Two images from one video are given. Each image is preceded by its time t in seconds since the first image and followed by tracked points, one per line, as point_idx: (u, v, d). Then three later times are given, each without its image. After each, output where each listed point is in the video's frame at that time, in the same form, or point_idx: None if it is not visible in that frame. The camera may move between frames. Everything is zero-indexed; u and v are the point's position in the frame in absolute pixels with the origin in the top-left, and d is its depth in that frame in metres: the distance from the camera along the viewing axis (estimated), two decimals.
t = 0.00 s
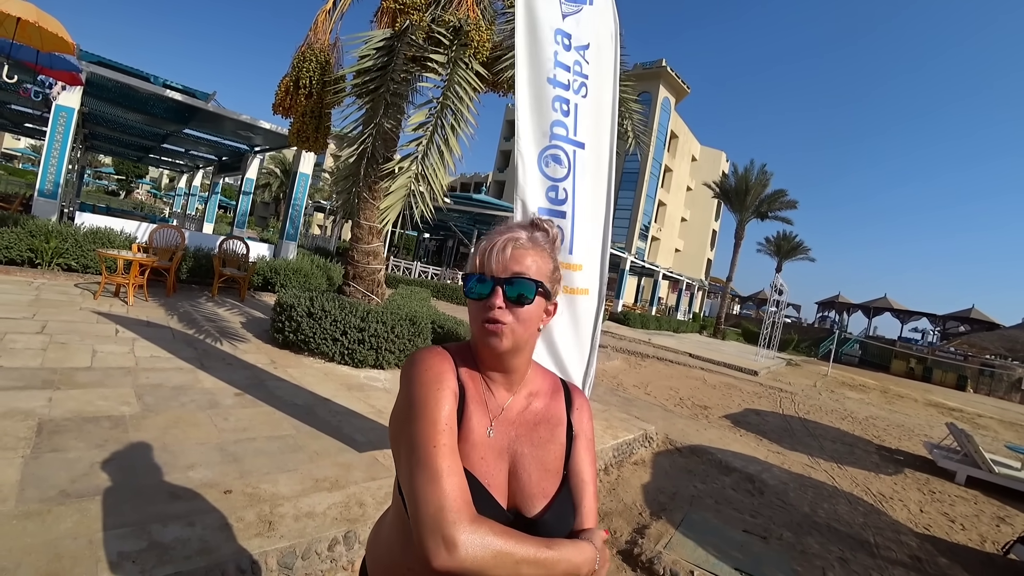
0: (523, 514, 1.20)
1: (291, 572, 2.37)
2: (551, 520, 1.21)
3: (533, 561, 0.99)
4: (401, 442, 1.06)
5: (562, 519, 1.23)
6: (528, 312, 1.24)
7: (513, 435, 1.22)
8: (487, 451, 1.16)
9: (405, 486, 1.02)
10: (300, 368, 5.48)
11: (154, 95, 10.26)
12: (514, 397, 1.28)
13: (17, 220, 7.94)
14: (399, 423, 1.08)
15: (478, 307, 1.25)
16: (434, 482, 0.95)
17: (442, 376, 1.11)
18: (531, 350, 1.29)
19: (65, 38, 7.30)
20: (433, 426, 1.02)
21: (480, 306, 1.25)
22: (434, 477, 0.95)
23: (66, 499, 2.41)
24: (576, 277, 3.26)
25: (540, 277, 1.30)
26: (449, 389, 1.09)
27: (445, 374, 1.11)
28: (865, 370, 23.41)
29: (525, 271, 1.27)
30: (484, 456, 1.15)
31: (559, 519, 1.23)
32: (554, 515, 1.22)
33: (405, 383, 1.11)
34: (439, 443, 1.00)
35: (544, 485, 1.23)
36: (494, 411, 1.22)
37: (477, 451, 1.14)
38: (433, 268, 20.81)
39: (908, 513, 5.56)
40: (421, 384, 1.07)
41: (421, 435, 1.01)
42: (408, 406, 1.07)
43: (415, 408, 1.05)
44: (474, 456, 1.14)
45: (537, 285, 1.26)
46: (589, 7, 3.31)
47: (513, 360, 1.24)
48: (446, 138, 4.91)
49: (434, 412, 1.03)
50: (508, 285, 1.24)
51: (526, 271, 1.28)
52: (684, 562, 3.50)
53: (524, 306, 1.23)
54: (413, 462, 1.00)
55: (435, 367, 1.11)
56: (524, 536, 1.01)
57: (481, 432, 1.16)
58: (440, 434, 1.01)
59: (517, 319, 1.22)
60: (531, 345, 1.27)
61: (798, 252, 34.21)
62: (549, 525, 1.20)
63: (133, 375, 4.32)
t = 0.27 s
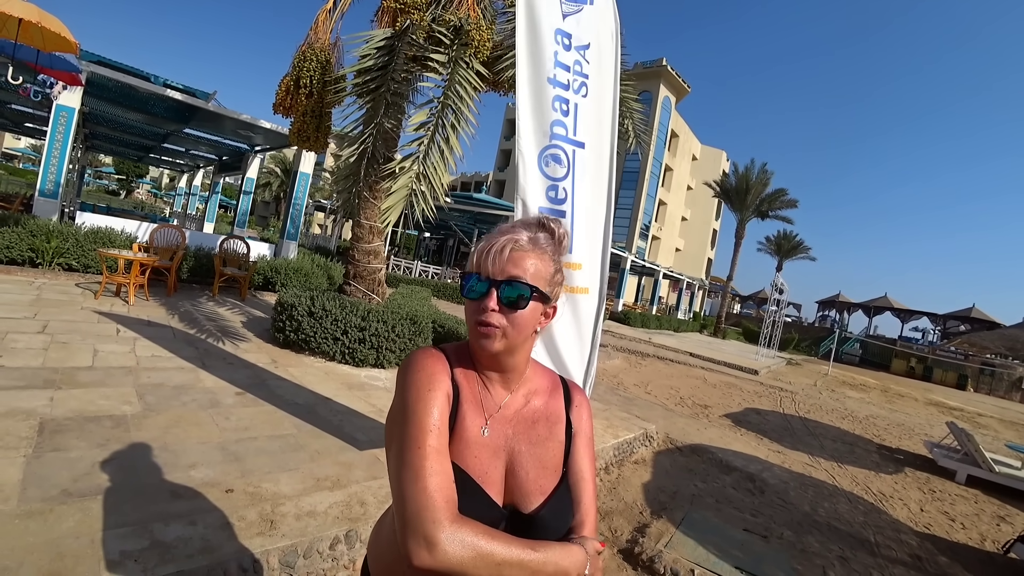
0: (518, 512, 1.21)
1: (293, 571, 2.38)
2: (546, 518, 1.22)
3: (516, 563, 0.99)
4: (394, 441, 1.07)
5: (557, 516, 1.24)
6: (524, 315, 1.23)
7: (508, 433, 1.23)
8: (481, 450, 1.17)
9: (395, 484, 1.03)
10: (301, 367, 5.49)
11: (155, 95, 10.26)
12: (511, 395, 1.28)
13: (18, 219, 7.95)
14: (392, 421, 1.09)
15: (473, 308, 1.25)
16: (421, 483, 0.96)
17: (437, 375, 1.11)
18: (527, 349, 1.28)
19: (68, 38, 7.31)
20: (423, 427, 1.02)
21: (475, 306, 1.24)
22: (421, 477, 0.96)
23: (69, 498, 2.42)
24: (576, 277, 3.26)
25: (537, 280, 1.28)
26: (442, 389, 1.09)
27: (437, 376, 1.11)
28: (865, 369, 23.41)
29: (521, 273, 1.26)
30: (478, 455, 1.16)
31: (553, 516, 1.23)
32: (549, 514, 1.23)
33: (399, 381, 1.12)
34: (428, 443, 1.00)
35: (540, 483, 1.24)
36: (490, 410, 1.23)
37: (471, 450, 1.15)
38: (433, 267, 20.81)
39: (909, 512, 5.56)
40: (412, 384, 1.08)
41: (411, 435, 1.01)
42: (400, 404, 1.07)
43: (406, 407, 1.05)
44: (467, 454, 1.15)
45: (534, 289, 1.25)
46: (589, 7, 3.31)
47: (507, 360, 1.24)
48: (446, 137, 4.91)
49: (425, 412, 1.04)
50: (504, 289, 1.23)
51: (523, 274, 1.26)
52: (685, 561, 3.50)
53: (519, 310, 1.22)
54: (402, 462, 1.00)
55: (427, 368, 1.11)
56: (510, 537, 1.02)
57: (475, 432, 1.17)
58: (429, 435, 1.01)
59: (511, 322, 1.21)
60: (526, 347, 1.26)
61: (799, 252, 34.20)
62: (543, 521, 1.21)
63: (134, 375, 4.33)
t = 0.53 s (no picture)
0: (520, 505, 1.21)
1: (296, 569, 2.38)
2: (546, 510, 1.22)
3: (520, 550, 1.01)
4: (395, 437, 1.06)
5: (558, 508, 1.25)
6: (517, 316, 1.21)
7: (508, 428, 1.23)
8: (482, 445, 1.17)
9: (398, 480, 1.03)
10: (302, 367, 5.49)
11: (153, 96, 10.24)
12: (509, 390, 1.27)
13: (17, 222, 7.95)
14: (392, 417, 1.09)
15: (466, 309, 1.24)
16: (426, 478, 0.96)
17: (435, 373, 1.10)
18: (523, 347, 1.27)
19: (64, 39, 7.30)
20: (426, 423, 1.02)
21: (468, 306, 1.23)
22: (426, 473, 0.97)
23: (72, 499, 2.42)
24: (576, 273, 3.26)
25: (529, 281, 1.26)
26: (442, 385, 1.09)
27: (436, 373, 1.10)
28: (867, 364, 23.41)
29: (513, 273, 1.23)
30: (479, 450, 1.16)
31: (554, 508, 1.24)
32: (550, 506, 1.23)
33: (397, 378, 1.11)
34: (431, 440, 1.00)
35: (540, 476, 1.24)
36: (490, 405, 1.22)
37: (472, 445, 1.15)
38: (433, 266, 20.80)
39: (911, 506, 5.57)
40: (411, 381, 1.07)
41: (413, 431, 1.01)
42: (400, 401, 1.07)
43: (407, 404, 1.04)
44: (469, 449, 1.14)
45: (525, 290, 1.23)
46: (586, 3, 3.30)
47: (504, 357, 1.23)
48: (445, 135, 4.90)
49: (426, 408, 1.03)
50: (495, 290, 1.21)
51: (514, 275, 1.24)
52: (688, 556, 3.51)
53: (509, 313, 1.20)
54: (405, 458, 1.01)
55: (426, 366, 1.10)
56: (512, 528, 1.03)
57: (476, 427, 1.17)
58: (432, 432, 1.01)
59: (505, 322, 1.20)
60: (522, 346, 1.25)
61: (799, 247, 34.16)
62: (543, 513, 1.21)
63: (136, 376, 4.33)
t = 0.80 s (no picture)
0: (524, 503, 1.21)
1: (301, 570, 2.39)
2: (551, 507, 1.22)
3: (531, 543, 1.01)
4: (400, 439, 1.06)
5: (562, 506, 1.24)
6: (517, 317, 1.20)
7: (510, 426, 1.23)
8: (486, 444, 1.17)
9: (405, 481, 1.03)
10: (306, 368, 5.50)
11: (153, 99, 10.25)
12: (511, 388, 1.27)
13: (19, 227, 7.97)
14: (395, 420, 1.08)
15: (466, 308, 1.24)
16: (434, 479, 0.96)
17: (437, 373, 1.10)
18: (525, 346, 1.26)
19: (60, 45, 7.29)
20: (430, 424, 1.01)
21: (469, 306, 1.22)
22: (434, 474, 0.97)
23: (78, 502, 2.43)
24: (577, 271, 3.26)
25: (530, 283, 1.24)
26: (444, 385, 1.08)
27: (437, 374, 1.10)
28: (870, 359, 23.34)
29: (514, 275, 1.22)
30: (483, 449, 1.16)
31: (559, 506, 1.23)
32: (554, 503, 1.22)
33: (397, 381, 1.10)
34: (437, 440, 1.00)
35: (544, 474, 1.24)
36: (492, 405, 1.22)
37: (477, 445, 1.15)
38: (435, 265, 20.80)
39: (916, 500, 5.55)
40: (413, 383, 1.07)
41: (418, 433, 1.01)
42: (402, 403, 1.06)
43: (409, 405, 1.04)
44: (473, 448, 1.14)
45: (525, 291, 1.22)
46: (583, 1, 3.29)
47: (506, 357, 1.22)
48: (444, 135, 4.90)
49: (430, 409, 1.03)
50: (495, 291, 1.20)
51: (515, 276, 1.22)
52: (692, 553, 3.50)
53: (509, 314, 1.20)
54: (411, 460, 1.00)
55: (427, 368, 1.10)
56: (522, 521, 1.03)
57: (479, 428, 1.16)
58: (438, 432, 1.01)
59: (505, 323, 1.20)
60: (522, 346, 1.24)
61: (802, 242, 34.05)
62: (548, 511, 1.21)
63: (140, 379, 4.35)
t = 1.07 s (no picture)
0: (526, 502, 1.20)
1: (302, 569, 2.39)
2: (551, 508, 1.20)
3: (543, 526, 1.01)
4: (403, 437, 1.04)
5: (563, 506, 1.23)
6: (516, 318, 1.19)
7: (511, 424, 1.22)
8: (488, 442, 1.16)
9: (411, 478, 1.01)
10: (307, 366, 5.50)
11: (155, 98, 10.25)
12: (511, 387, 1.26)
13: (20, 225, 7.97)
14: (397, 418, 1.07)
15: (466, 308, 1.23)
16: (442, 471, 0.95)
17: (437, 370, 1.09)
18: (525, 346, 1.26)
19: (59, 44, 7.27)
20: (435, 418, 1.01)
21: (469, 306, 1.21)
22: (442, 466, 0.95)
23: (78, 500, 2.43)
24: (578, 270, 3.24)
25: (530, 285, 1.23)
26: (445, 381, 1.08)
27: (438, 370, 1.09)
28: (872, 358, 23.30)
29: (514, 276, 1.21)
30: (486, 446, 1.15)
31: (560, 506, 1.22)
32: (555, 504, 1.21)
33: (397, 379, 1.09)
34: (443, 433, 0.99)
35: (544, 473, 1.23)
36: (494, 404, 1.22)
37: (480, 442, 1.14)
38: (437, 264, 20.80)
39: (918, 501, 5.54)
40: (414, 379, 1.06)
41: (423, 427, 1.00)
42: (404, 400, 1.05)
43: (411, 401, 1.03)
44: (476, 445, 1.13)
45: (524, 292, 1.20)
46: None
47: (507, 355, 1.21)
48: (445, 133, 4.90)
49: (433, 403, 1.02)
50: (495, 292, 1.19)
51: (515, 277, 1.21)
52: (693, 553, 3.50)
53: (508, 316, 1.19)
54: (416, 455, 0.99)
55: (427, 365, 1.09)
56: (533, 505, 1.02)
57: (482, 425, 1.16)
58: (443, 425, 1.00)
59: (506, 323, 1.18)
60: (523, 346, 1.23)
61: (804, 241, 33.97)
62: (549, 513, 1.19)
63: (141, 377, 4.35)
